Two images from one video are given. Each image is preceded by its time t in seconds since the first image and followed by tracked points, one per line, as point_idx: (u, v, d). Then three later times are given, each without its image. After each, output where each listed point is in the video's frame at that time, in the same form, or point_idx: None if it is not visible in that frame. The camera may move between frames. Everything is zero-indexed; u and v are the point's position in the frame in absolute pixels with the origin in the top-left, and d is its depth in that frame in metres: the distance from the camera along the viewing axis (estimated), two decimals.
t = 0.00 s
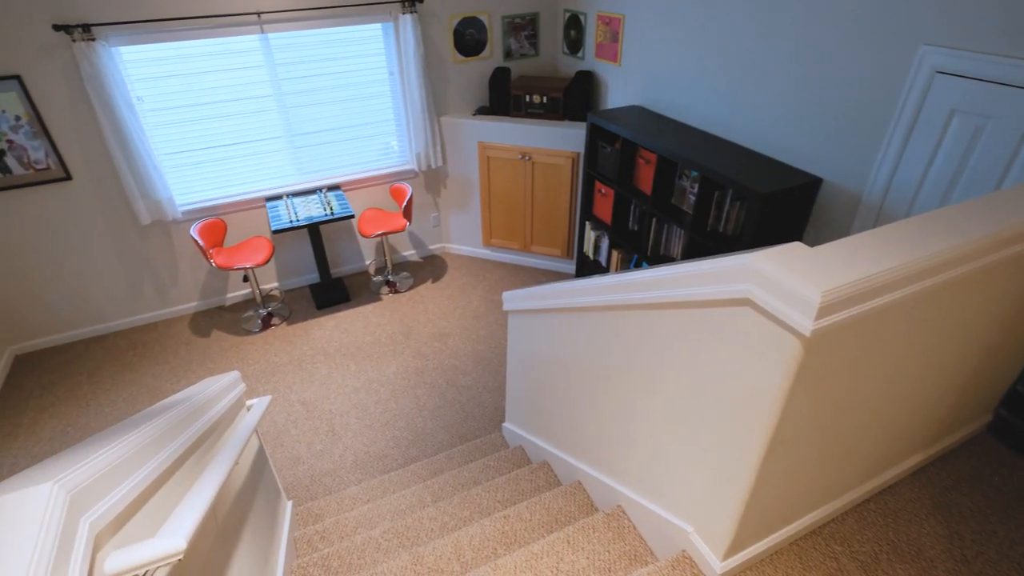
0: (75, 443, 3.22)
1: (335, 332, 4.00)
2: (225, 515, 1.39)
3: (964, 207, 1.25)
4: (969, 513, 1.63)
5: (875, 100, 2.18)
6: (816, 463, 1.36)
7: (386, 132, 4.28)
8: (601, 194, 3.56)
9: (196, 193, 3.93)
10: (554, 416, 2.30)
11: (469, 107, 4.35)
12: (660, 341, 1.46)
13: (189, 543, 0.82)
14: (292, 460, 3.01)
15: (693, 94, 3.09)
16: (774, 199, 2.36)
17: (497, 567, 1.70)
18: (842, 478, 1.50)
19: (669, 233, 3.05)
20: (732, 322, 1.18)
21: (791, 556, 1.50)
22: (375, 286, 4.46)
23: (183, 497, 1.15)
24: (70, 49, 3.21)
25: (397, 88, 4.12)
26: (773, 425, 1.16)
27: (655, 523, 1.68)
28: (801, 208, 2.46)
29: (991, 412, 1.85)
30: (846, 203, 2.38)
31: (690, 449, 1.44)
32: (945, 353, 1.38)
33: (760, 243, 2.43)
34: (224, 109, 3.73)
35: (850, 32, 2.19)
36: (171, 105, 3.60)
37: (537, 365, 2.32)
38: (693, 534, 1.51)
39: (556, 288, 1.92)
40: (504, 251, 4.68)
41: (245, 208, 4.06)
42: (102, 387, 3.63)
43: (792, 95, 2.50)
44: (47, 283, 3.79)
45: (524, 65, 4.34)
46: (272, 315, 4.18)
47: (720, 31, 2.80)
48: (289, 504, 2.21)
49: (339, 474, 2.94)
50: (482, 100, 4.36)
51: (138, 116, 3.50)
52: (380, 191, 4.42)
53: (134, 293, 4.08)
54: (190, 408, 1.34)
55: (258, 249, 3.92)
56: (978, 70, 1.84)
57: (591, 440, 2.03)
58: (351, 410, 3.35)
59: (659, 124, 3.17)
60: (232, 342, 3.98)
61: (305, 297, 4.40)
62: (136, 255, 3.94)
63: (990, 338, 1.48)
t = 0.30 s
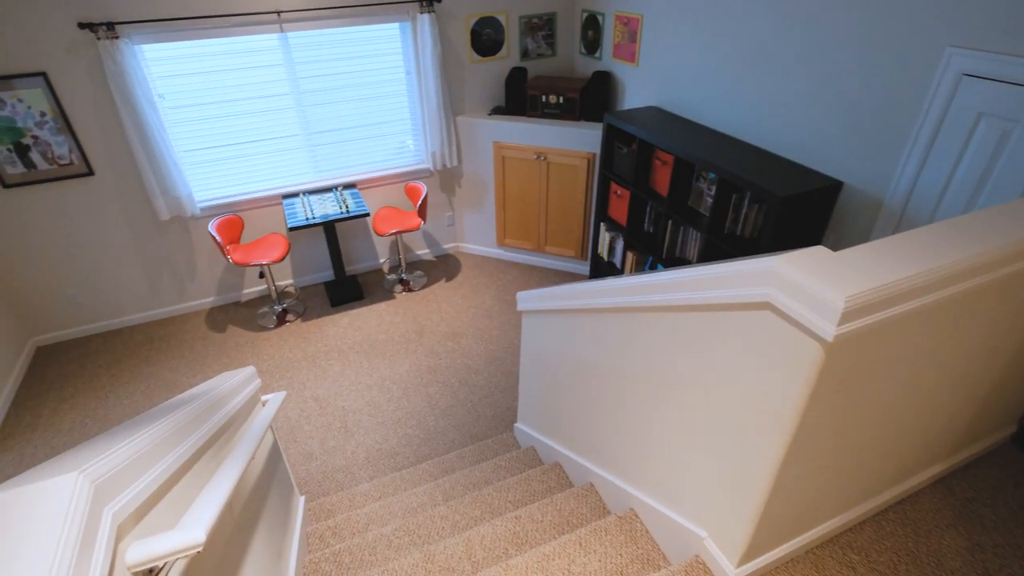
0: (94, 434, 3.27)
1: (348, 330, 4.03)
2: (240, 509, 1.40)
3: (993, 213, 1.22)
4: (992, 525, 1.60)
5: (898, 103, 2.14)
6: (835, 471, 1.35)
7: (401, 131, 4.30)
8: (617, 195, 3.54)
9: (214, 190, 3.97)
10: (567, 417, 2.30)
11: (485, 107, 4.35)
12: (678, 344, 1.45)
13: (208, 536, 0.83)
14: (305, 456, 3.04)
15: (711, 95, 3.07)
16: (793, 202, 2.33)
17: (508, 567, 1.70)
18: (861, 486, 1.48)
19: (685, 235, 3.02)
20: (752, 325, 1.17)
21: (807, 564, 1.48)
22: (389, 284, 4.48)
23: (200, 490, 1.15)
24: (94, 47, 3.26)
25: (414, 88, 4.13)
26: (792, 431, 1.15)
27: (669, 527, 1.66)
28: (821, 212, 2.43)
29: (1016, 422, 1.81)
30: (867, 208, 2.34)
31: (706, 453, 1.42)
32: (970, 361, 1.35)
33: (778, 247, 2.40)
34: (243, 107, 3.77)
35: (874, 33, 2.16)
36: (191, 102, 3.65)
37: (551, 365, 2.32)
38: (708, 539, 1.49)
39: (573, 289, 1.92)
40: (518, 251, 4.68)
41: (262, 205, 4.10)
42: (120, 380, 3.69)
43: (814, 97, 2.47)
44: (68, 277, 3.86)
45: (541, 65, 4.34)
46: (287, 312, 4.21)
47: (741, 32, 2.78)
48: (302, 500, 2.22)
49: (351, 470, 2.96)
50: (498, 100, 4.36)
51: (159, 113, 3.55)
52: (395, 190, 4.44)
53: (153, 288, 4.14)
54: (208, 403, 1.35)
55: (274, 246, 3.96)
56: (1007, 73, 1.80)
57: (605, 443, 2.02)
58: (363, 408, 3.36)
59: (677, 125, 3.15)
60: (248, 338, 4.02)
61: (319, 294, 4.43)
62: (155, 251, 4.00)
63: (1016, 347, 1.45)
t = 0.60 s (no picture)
0: (113, 426, 3.33)
1: (363, 327, 4.05)
2: (255, 503, 1.41)
3: None
4: (1016, 539, 1.57)
5: (924, 106, 2.10)
6: (856, 479, 1.32)
7: (418, 130, 4.31)
8: (633, 196, 3.53)
9: (234, 186, 4.02)
10: (581, 419, 2.29)
11: (502, 107, 4.35)
12: (697, 347, 1.44)
13: (228, 528, 0.84)
14: (319, 451, 3.06)
15: (732, 97, 3.04)
16: (814, 206, 2.29)
17: (521, 568, 1.70)
18: (881, 496, 1.45)
19: (702, 238, 2.99)
20: (774, 330, 1.16)
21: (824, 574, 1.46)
22: (404, 282, 4.50)
23: (217, 485, 1.16)
24: (119, 45, 3.32)
25: (431, 87, 4.15)
26: (812, 438, 1.13)
27: (683, 532, 1.65)
28: (844, 215, 2.38)
29: None
30: (891, 213, 2.30)
31: (723, 458, 1.41)
32: (998, 371, 1.33)
33: (798, 251, 2.36)
34: (263, 105, 3.82)
35: (900, 35, 2.12)
36: (213, 100, 3.69)
37: (566, 366, 2.31)
38: (723, 545, 1.48)
39: (590, 290, 1.91)
40: (532, 251, 4.67)
41: (280, 202, 4.14)
42: (138, 372, 3.74)
43: (837, 100, 2.44)
44: (91, 270, 3.93)
45: (559, 65, 4.33)
46: (303, 308, 4.25)
47: (763, 33, 2.74)
48: (315, 495, 2.24)
49: (363, 467, 2.98)
50: (515, 99, 4.36)
51: (181, 111, 3.60)
52: (411, 189, 4.46)
53: (172, 282, 4.20)
54: (226, 397, 1.36)
55: (291, 243, 4.00)
56: None
57: (619, 445, 2.01)
58: (377, 405, 3.38)
59: (696, 127, 3.12)
60: (264, 333, 4.06)
61: (334, 292, 4.46)
62: (174, 246, 4.06)
63: None
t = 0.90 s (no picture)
0: (132, 417, 3.39)
1: (378, 325, 4.07)
2: (273, 497, 1.42)
3: None
4: None
5: (953, 110, 2.05)
6: (879, 489, 1.30)
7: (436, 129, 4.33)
8: (651, 198, 3.50)
9: (254, 183, 4.08)
10: (596, 421, 2.28)
11: (520, 107, 4.35)
12: (717, 352, 1.42)
13: (248, 521, 0.85)
14: (333, 447, 3.08)
15: (754, 99, 3.01)
16: (836, 210, 2.26)
17: (533, 568, 1.70)
18: (904, 507, 1.42)
19: (721, 241, 2.96)
20: (798, 335, 1.14)
21: None
22: (419, 281, 4.52)
23: (237, 478, 1.17)
24: (145, 43, 3.38)
25: (450, 86, 4.16)
26: (835, 446, 1.11)
27: (698, 538, 1.63)
28: (868, 220, 2.34)
29: None
30: (917, 219, 2.26)
31: (741, 465, 1.39)
32: None
33: (819, 256, 2.32)
34: (283, 103, 3.86)
35: (929, 38, 2.08)
36: (235, 97, 3.74)
37: (582, 368, 2.30)
38: (739, 552, 1.46)
39: (609, 291, 1.90)
40: (548, 252, 4.66)
41: (299, 199, 4.19)
42: (158, 365, 3.81)
43: (862, 102, 2.39)
44: (113, 263, 4.01)
45: (578, 65, 4.31)
46: (319, 305, 4.29)
47: (787, 34, 2.71)
48: (329, 491, 2.26)
49: (377, 463, 2.99)
50: (533, 99, 4.35)
51: (204, 108, 3.65)
52: (428, 188, 4.48)
53: (192, 277, 4.26)
54: (246, 392, 1.37)
55: (309, 240, 4.03)
56: None
57: (635, 449, 1.99)
58: (391, 402, 3.40)
59: (716, 128, 3.09)
60: (280, 329, 4.10)
61: (351, 289, 4.50)
62: (195, 241, 4.12)
63: None
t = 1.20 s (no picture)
0: (152, 409, 3.45)
1: (394, 322, 4.10)
2: (290, 491, 1.44)
3: None
4: None
5: (985, 115, 2.00)
6: (903, 501, 1.27)
7: (455, 129, 4.35)
8: (670, 200, 3.48)
9: (274, 180, 4.12)
10: (611, 424, 2.26)
11: (539, 107, 4.34)
12: (739, 356, 1.40)
13: (269, 514, 0.86)
14: (347, 443, 3.11)
15: (778, 101, 2.97)
16: (861, 216, 2.22)
17: (547, 570, 1.69)
18: (928, 520, 1.39)
19: (741, 245, 2.93)
20: (823, 342, 1.12)
21: None
22: (435, 280, 4.54)
23: (257, 473, 1.18)
24: (171, 41, 3.43)
25: (470, 86, 4.17)
26: (859, 456, 1.09)
27: (714, 544, 1.62)
28: (893, 226, 2.30)
29: None
30: (945, 225, 2.21)
31: (760, 472, 1.37)
32: None
33: (842, 262, 2.29)
34: (305, 101, 3.90)
35: (961, 40, 2.03)
36: (257, 95, 3.79)
37: (598, 370, 2.29)
38: (756, 560, 1.44)
39: (627, 293, 1.89)
40: (564, 253, 4.65)
41: (318, 196, 4.23)
42: (178, 358, 3.87)
43: (890, 106, 2.35)
44: (137, 257, 4.08)
45: (598, 66, 4.29)
46: (336, 302, 4.33)
47: (813, 36, 2.66)
48: (343, 486, 2.27)
49: (390, 460, 3.01)
50: (552, 100, 4.34)
51: (227, 105, 3.70)
52: (446, 187, 4.50)
53: (212, 272, 4.33)
54: (265, 386, 1.39)
55: (327, 237, 4.07)
56: None
57: (650, 453, 1.98)
58: (405, 400, 3.41)
59: (738, 131, 3.06)
60: (298, 325, 4.15)
61: (367, 286, 4.53)
62: (216, 236, 4.18)
63: None
